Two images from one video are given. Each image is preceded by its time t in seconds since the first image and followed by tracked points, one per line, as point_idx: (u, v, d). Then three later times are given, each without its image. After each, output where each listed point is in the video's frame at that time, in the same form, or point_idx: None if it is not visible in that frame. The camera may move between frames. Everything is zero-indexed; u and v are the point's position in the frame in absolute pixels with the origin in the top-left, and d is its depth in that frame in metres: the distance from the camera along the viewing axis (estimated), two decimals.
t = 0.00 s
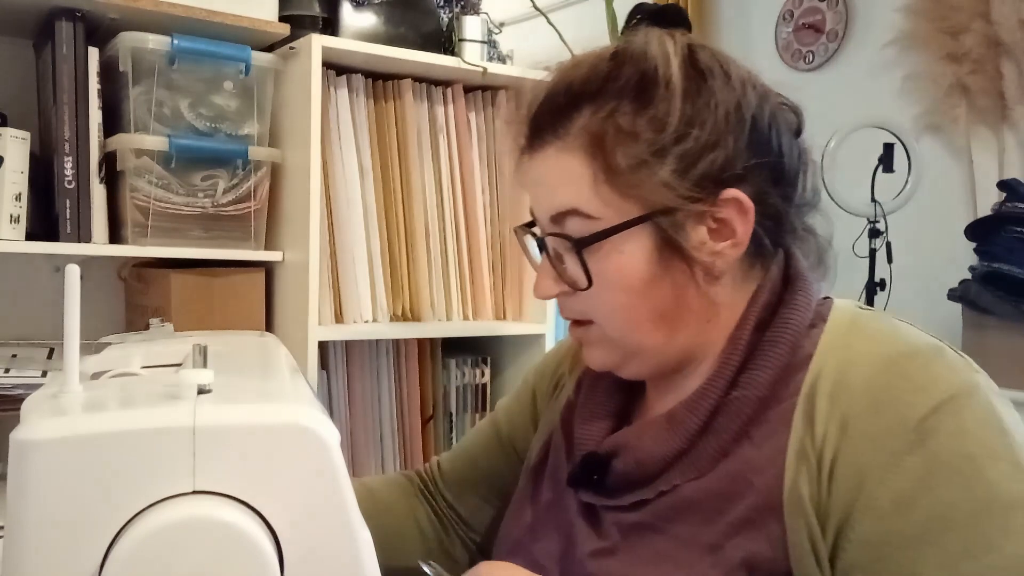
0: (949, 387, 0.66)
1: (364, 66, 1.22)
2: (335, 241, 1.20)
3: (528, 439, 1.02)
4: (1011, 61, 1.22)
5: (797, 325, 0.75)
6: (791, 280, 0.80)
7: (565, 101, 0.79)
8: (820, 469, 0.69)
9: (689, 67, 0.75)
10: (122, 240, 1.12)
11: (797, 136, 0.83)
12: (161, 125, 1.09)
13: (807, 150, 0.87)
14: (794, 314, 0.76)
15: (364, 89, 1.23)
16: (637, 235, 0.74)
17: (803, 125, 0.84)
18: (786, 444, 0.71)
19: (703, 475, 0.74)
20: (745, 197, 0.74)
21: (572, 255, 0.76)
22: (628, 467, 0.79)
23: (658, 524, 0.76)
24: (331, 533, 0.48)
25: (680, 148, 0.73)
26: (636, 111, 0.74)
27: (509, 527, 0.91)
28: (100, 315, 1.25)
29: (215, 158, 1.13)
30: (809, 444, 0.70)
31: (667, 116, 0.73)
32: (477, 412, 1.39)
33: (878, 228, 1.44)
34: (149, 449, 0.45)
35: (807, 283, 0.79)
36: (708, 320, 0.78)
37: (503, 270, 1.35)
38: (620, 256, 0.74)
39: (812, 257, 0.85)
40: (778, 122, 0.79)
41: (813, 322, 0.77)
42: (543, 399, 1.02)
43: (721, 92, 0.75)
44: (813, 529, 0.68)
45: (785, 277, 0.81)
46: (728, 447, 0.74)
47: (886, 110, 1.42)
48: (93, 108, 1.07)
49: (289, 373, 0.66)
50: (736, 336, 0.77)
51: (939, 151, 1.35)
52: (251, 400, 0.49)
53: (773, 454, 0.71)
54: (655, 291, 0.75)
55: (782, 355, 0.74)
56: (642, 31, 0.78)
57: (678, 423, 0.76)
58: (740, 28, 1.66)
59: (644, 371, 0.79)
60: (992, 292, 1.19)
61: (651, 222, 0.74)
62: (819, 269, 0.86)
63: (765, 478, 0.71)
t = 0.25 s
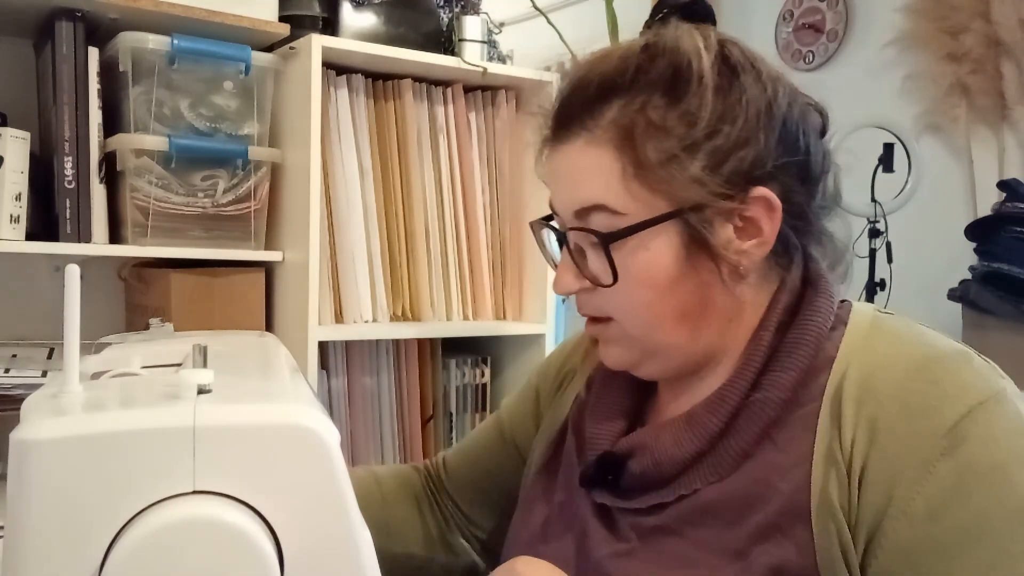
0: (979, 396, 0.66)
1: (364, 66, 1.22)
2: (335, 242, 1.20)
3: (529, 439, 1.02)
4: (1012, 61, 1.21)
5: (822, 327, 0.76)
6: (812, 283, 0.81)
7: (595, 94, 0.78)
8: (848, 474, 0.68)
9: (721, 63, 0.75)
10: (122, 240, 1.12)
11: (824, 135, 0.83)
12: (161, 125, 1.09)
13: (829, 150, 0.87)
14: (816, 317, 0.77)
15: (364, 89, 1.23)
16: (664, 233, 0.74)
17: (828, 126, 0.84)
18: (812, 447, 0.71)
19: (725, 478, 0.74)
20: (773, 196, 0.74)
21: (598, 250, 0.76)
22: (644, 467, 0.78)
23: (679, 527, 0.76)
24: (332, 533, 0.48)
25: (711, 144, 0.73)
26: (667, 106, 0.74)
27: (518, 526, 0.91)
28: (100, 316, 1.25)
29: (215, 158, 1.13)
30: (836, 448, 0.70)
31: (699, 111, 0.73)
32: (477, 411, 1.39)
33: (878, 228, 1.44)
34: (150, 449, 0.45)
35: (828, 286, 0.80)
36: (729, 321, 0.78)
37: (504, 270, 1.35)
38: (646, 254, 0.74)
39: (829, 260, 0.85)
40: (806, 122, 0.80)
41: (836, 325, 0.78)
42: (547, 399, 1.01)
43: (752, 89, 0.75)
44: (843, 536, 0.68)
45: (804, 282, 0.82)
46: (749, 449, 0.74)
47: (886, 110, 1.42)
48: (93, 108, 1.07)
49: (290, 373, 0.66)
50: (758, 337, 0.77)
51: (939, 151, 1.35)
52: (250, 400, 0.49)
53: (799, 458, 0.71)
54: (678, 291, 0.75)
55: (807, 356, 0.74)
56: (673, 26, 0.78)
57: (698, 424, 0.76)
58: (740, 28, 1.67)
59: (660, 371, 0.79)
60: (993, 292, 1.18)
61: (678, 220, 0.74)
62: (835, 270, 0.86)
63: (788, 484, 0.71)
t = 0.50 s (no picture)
0: (988, 393, 0.66)
1: (363, 66, 1.22)
2: (335, 242, 1.20)
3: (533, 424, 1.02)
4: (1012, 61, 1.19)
5: (839, 327, 0.76)
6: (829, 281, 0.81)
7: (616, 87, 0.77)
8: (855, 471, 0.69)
9: (745, 61, 0.75)
10: (122, 240, 1.12)
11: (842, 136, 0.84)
12: (161, 125, 1.09)
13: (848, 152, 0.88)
14: (832, 316, 0.76)
15: (364, 89, 1.23)
16: (685, 232, 0.74)
17: (847, 127, 0.84)
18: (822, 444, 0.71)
19: (737, 476, 0.74)
20: (796, 197, 0.75)
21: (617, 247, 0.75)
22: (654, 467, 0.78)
23: (690, 525, 0.75)
24: (331, 532, 0.48)
25: (734, 141, 0.73)
26: (690, 101, 0.74)
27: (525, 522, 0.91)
28: (100, 316, 1.25)
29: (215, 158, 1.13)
30: (841, 444, 0.70)
31: (723, 108, 0.73)
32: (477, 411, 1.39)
33: (878, 228, 1.44)
34: (149, 449, 0.45)
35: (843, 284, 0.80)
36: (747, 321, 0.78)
37: (504, 270, 1.35)
38: (667, 252, 0.74)
39: (845, 261, 0.85)
40: (827, 122, 0.80)
41: (853, 325, 0.77)
42: (554, 392, 1.00)
43: (775, 88, 0.75)
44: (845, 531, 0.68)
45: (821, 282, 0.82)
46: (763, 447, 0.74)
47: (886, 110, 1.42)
48: (93, 108, 1.07)
49: (290, 373, 0.66)
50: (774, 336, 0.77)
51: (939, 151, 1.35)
52: (249, 400, 0.50)
53: (808, 457, 0.71)
54: (694, 291, 0.75)
55: (823, 356, 0.74)
56: (696, 22, 0.77)
57: (711, 423, 0.76)
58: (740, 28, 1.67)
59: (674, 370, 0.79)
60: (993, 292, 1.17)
61: (700, 219, 0.74)
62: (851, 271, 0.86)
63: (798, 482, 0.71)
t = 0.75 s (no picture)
0: (965, 375, 0.65)
1: (363, 66, 1.22)
2: (335, 242, 1.20)
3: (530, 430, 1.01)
4: (1012, 61, 1.20)
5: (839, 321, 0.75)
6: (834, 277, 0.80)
7: (646, 74, 0.77)
8: (826, 447, 0.69)
9: (774, 56, 0.75)
10: (122, 240, 1.12)
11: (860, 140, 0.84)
12: (161, 125, 1.09)
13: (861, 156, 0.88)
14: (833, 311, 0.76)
15: (364, 89, 1.23)
16: (702, 224, 0.74)
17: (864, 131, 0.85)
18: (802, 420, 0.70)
19: (730, 463, 0.74)
20: (813, 195, 0.75)
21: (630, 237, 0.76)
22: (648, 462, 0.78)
23: (681, 513, 0.75)
24: (330, 532, 0.48)
25: (758, 136, 0.73)
26: (718, 92, 0.74)
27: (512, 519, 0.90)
28: (100, 316, 1.25)
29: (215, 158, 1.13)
30: (821, 426, 0.69)
31: (749, 101, 0.73)
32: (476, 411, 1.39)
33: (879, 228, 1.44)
34: (148, 449, 0.45)
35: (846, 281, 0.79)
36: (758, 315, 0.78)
37: (504, 271, 1.35)
38: (682, 243, 0.74)
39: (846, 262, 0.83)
40: (848, 123, 0.80)
41: (854, 318, 0.77)
42: (552, 392, 1.01)
43: (802, 86, 0.75)
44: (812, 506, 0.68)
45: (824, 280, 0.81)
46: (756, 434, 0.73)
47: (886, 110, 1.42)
48: (93, 108, 1.07)
49: (290, 373, 0.66)
50: (773, 328, 0.77)
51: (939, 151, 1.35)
52: (249, 400, 0.50)
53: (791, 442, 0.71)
54: (705, 286, 0.75)
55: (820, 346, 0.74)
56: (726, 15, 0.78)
57: (707, 413, 0.76)
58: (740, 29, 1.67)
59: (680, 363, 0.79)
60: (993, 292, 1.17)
61: (718, 212, 0.74)
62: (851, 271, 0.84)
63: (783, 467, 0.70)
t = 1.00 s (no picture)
0: (931, 368, 0.65)
1: (364, 66, 1.22)
2: (335, 242, 1.20)
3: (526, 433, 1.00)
4: (1012, 61, 1.21)
5: (812, 318, 0.75)
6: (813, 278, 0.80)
7: (630, 71, 0.77)
8: (790, 437, 0.68)
9: (758, 53, 0.75)
10: (122, 240, 1.12)
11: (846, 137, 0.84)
12: (161, 125, 1.09)
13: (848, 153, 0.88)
14: (808, 309, 0.76)
15: (364, 89, 1.23)
16: (683, 222, 0.74)
17: (851, 129, 0.85)
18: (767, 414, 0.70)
19: (701, 459, 0.73)
20: (797, 194, 0.75)
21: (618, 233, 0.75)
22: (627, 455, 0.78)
23: (653, 509, 0.75)
24: (331, 532, 0.48)
25: (742, 134, 0.73)
26: (702, 89, 0.74)
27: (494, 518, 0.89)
28: (100, 316, 1.25)
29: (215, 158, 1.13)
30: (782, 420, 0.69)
31: (733, 99, 0.73)
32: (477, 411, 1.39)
33: (878, 228, 1.44)
34: (148, 449, 0.45)
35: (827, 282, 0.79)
36: (741, 313, 0.78)
37: (504, 271, 1.35)
38: (665, 241, 0.73)
39: (834, 261, 0.84)
40: (833, 121, 0.80)
41: (829, 314, 0.76)
42: (542, 392, 1.00)
43: (786, 83, 0.75)
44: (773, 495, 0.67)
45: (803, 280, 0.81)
46: (724, 430, 0.73)
47: (885, 110, 1.42)
48: (93, 108, 1.07)
49: (289, 373, 0.66)
50: (746, 325, 0.77)
51: (939, 151, 1.35)
52: (249, 400, 0.50)
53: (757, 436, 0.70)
54: (689, 283, 0.75)
55: (794, 343, 0.74)
56: (711, 11, 0.77)
57: (679, 411, 0.76)
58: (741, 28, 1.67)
59: (661, 360, 0.79)
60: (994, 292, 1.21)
61: (699, 211, 0.74)
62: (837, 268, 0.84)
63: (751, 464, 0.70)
